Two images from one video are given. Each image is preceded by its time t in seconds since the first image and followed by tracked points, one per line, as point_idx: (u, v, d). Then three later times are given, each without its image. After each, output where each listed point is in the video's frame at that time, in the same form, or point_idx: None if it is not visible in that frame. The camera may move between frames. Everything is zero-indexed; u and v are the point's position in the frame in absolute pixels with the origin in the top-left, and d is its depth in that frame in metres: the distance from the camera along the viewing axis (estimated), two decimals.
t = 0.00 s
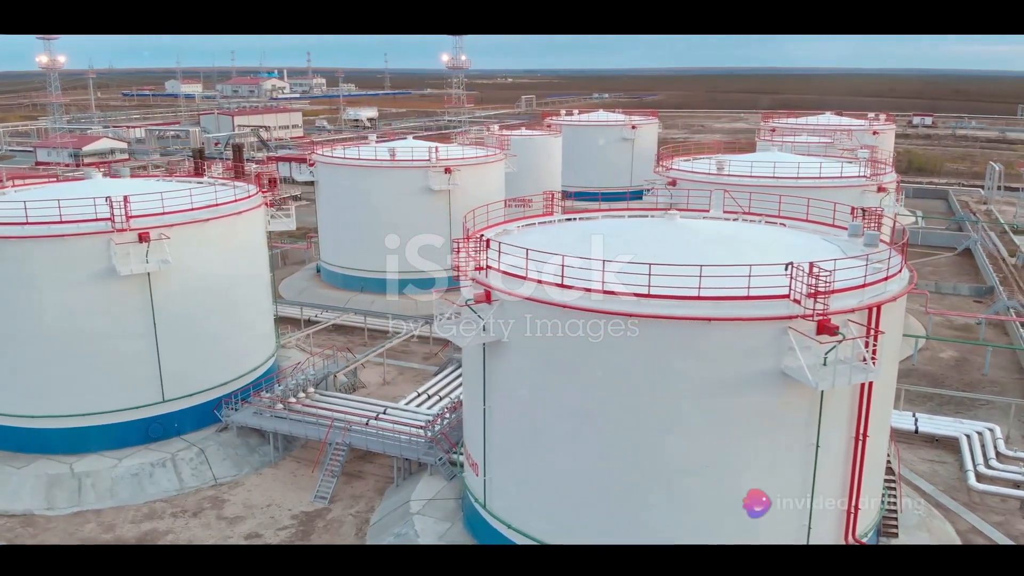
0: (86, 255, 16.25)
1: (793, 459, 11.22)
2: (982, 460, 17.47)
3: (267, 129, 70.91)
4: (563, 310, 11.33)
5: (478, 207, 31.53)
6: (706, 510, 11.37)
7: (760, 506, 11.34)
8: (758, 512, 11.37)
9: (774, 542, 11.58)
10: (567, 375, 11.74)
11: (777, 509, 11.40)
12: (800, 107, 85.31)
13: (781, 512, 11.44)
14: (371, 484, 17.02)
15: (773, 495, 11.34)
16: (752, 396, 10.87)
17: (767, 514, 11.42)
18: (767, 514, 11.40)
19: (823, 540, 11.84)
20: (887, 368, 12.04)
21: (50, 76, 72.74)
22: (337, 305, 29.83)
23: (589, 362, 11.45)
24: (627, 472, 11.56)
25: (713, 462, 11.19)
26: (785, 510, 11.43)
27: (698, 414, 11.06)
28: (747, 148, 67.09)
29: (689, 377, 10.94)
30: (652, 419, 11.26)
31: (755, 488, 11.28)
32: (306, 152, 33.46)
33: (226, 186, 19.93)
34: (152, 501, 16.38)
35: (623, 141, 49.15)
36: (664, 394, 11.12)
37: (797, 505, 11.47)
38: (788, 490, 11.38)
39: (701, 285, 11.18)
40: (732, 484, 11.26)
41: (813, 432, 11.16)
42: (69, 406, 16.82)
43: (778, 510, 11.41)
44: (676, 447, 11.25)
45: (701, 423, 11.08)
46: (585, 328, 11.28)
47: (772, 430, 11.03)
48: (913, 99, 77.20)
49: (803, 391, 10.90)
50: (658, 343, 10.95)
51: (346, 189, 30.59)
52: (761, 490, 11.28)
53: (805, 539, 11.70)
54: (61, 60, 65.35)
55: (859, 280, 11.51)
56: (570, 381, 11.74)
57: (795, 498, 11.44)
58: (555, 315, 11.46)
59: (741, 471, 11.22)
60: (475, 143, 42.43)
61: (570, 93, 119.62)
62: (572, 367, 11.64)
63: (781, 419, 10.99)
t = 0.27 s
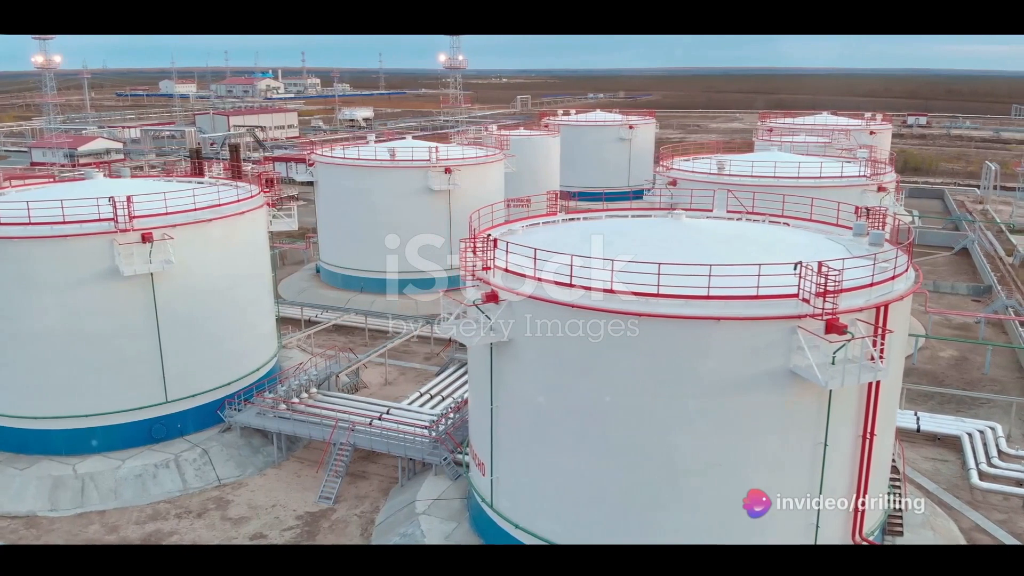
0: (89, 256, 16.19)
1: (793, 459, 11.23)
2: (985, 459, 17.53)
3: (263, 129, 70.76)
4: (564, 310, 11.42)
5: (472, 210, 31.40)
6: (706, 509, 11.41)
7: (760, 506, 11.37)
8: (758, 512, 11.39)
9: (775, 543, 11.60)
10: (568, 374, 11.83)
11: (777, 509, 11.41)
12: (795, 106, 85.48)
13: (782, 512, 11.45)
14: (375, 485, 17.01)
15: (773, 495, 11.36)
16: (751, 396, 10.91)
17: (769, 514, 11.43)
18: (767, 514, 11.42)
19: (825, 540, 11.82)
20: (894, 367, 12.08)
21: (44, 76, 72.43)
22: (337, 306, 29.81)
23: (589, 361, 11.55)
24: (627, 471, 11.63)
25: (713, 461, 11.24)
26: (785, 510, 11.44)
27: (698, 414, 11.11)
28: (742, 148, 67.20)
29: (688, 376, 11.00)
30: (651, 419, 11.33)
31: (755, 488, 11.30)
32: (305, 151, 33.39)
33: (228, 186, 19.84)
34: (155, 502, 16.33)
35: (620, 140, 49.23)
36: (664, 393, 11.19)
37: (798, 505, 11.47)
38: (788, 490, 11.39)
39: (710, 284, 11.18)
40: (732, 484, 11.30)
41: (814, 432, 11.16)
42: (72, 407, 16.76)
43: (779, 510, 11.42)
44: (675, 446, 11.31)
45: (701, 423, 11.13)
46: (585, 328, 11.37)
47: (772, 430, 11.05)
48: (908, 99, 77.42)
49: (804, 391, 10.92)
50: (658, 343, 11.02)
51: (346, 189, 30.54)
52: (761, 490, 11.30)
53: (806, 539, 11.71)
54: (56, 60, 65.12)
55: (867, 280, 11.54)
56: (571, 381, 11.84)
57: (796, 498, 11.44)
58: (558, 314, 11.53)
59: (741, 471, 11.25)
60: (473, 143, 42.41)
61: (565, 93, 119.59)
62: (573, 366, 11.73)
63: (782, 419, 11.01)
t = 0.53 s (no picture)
0: (92, 256, 16.13)
1: (793, 458, 11.26)
2: (987, 457, 17.59)
3: (259, 129, 70.61)
4: (566, 310, 11.53)
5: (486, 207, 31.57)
6: (705, 509, 11.46)
7: (760, 506, 11.40)
8: (758, 512, 11.42)
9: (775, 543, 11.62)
10: (569, 374, 11.93)
11: (777, 509, 11.43)
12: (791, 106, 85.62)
13: (782, 512, 11.47)
14: (379, 484, 17.00)
15: (773, 495, 11.38)
16: (751, 395, 10.96)
17: (769, 514, 11.46)
18: (767, 514, 11.44)
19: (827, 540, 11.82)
20: (900, 367, 12.11)
21: (39, 76, 72.12)
22: (337, 306, 29.78)
23: (590, 361, 11.63)
24: (627, 471, 11.71)
25: (713, 462, 11.28)
26: (785, 510, 11.46)
27: (697, 414, 11.18)
28: (739, 147, 67.30)
29: (687, 376, 11.07)
30: (650, 419, 11.40)
31: (755, 487, 11.34)
32: (304, 151, 33.34)
33: (230, 187, 19.80)
34: (159, 503, 16.29)
35: (618, 140, 49.31)
36: (663, 393, 11.26)
37: (798, 506, 11.48)
38: (789, 490, 11.41)
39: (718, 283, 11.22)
40: (732, 483, 11.34)
41: (814, 432, 11.18)
42: (76, 408, 16.71)
43: (779, 510, 11.44)
44: (674, 446, 11.37)
45: (700, 422, 11.19)
46: (585, 328, 11.47)
47: (772, 430, 11.08)
48: (903, 98, 77.64)
49: (804, 390, 10.94)
50: (657, 343, 11.09)
51: (346, 189, 30.50)
52: (761, 490, 11.34)
53: (807, 539, 11.71)
54: (52, 60, 64.90)
55: (874, 279, 11.59)
56: (571, 381, 11.93)
57: (796, 498, 11.46)
58: (562, 313, 11.62)
59: (741, 470, 11.28)
60: (472, 142, 42.41)
61: (560, 93, 119.49)
62: (574, 366, 11.83)
63: (781, 419, 11.04)
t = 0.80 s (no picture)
0: (95, 256, 16.07)
1: (793, 458, 11.28)
2: (989, 455, 17.66)
3: (254, 129, 70.44)
4: (568, 309, 11.62)
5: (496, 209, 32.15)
6: (705, 508, 11.52)
7: (760, 506, 11.43)
8: (758, 512, 11.46)
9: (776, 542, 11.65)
10: (570, 374, 12.02)
11: (777, 509, 11.45)
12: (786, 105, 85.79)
13: (782, 512, 11.49)
14: (383, 484, 16.99)
15: (773, 495, 11.41)
16: (750, 395, 11.00)
17: (768, 515, 11.49)
18: (767, 514, 11.48)
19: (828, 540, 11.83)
20: (907, 365, 12.14)
21: (33, 76, 71.79)
22: (337, 306, 29.74)
23: (590, 361, 11.73)
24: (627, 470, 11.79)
25: (713, 461, 11.34)
26: (785, 510, 11.48)
27: (697, 413, 11.23)
28: (735, 147, 67.43)
29: (687, 376, 11.13)
30: (650, 419, 11.47)
31: (755, 487, 11.38)
32: (303, 151, 33.28)
33: (232, 187, 19.74)
34: (163, 504, 16.25)
35: (615, 140, 49.41)
36: (663, 393, 11.33)
37: (798, 505, 11.50)
38: (789, 491, 11.43)
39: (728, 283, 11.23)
40: (732, 483, 11.38)
41: (815, 432, 11.19)
42: (78, 409, 16.65)
43: (779, 510, 11.46)
44: (674, 445, 11.43)
45: (699, 422, 11.25)
46: (585, 328, 11.56)
47: (772, 430, 11.12)
48: (898, 98, 77.90)
49: (805, 389, 10.96)
50: (657, 342, 11.16)
51: (346, 189, 30.45)
52: (761, 490, 11.37)
53: (808, 539, 11.73)
54: (47, 60, 64.64)
55: (881, 277, 11.63)
56: (573, 380, 12.02)
57: (796, 498, 11.48)
58: (567, 311, 11.66)
59: (740, 470, 11.33)
60: (470, 142, 42.39)
61: (555, 92, 119.41)
62: (575, 366, 11.92)
63: (781, 419, 11.07)
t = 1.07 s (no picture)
0: (98, 256, 16.01)
1: (793, 458, 11.31)
2: (991, 453, 17.73)
3: (250, 129, 70.26)
4: (570, 309, 11.73)
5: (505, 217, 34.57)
6: (705, 507, 11.57)
7: (760, 506, 11.47)
8: (758, 512, 11.49)
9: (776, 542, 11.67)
10: (571, 373, 12.12)
11: (777, 509, 11.48)
12: (781, 105, 86.00)
13: (782, 512, 11.51)
14: (387, 484, 16.98)
15: (773, 495, 11.44)
16: (750, 395, 11.06)
17: (768, 514, 11.52)
18: (767, 514, 11.51)
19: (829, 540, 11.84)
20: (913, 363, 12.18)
21: (27, 76, 71.44)
22: (337, 306, 29.70)
23: (590, 361, 11.83)
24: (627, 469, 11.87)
25: (712, 461, 11.40)
26: (786, 510, 11.50)
27: (697, 413, 11.30)
28: (730, 146, 67.56)
29: (687, 376, 11.20)
30: (650, 418, 11.55)
31: (754, 487, 11.42)
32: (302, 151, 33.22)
33: (233, 187, 19.66)
34: (167, 504, 16.21)
35: (612, 140, 49.51)
36: (662, 393, 11.40)
37: (799, 506, 11.52)
38: (789, 491, 11.45)
39: (738, 282, 11.26)
40: (732, 483, 11.42)
41: (816, 432, 11.21)
42: (81, 410, 16.60)
43: (779, 510, 11.49)
44: (674, 445, 11.50)
45: (699, 421, 11.32)
46: (585, 328, 11.69)
47: (771, 429, 11.16)
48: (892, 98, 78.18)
49: (807, 388, 10.99)
50: (657, 342, 11.24)
51: (345, 188, 30.41)
52: (761, 490, 11.41)
53: (808, 539, 11.75)
54: (42, 60, 64.39)
55: (887, 276, 11.68)
56: (575, 379, 12.11)
57: (796, 498, 11.50)
58: (572, 310, 11.74)
59: (740, 470, 11.37)
60: (468, 142, 42.39)
61: (550, 92, 119.29)
62: (576, 365, 12.01)
63: (780, 418, 11.12)
